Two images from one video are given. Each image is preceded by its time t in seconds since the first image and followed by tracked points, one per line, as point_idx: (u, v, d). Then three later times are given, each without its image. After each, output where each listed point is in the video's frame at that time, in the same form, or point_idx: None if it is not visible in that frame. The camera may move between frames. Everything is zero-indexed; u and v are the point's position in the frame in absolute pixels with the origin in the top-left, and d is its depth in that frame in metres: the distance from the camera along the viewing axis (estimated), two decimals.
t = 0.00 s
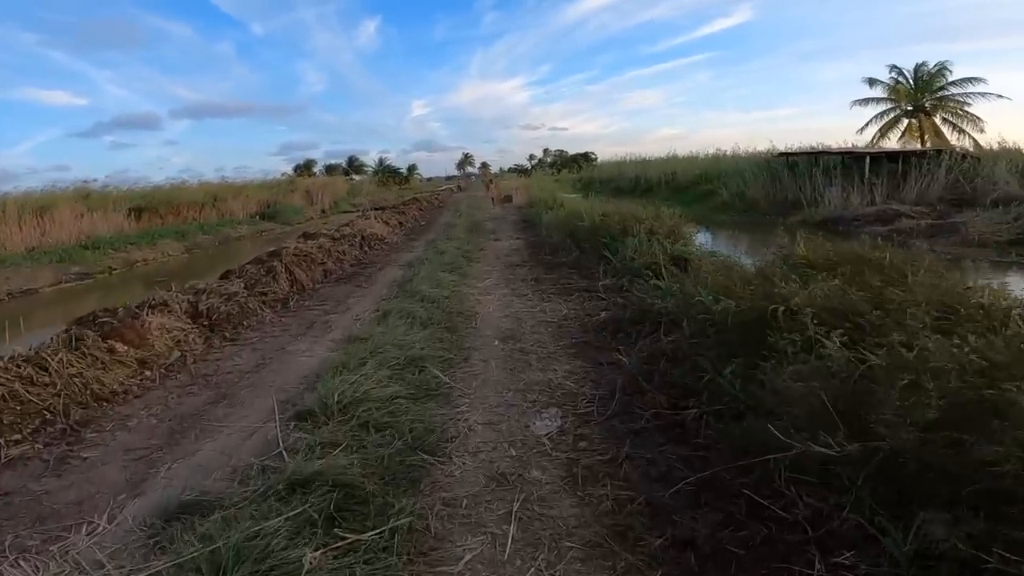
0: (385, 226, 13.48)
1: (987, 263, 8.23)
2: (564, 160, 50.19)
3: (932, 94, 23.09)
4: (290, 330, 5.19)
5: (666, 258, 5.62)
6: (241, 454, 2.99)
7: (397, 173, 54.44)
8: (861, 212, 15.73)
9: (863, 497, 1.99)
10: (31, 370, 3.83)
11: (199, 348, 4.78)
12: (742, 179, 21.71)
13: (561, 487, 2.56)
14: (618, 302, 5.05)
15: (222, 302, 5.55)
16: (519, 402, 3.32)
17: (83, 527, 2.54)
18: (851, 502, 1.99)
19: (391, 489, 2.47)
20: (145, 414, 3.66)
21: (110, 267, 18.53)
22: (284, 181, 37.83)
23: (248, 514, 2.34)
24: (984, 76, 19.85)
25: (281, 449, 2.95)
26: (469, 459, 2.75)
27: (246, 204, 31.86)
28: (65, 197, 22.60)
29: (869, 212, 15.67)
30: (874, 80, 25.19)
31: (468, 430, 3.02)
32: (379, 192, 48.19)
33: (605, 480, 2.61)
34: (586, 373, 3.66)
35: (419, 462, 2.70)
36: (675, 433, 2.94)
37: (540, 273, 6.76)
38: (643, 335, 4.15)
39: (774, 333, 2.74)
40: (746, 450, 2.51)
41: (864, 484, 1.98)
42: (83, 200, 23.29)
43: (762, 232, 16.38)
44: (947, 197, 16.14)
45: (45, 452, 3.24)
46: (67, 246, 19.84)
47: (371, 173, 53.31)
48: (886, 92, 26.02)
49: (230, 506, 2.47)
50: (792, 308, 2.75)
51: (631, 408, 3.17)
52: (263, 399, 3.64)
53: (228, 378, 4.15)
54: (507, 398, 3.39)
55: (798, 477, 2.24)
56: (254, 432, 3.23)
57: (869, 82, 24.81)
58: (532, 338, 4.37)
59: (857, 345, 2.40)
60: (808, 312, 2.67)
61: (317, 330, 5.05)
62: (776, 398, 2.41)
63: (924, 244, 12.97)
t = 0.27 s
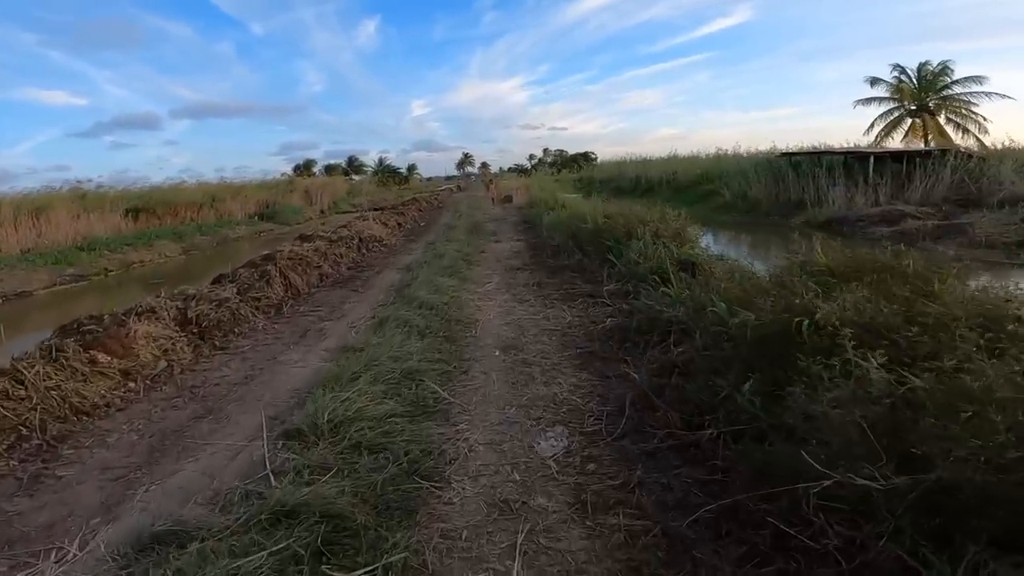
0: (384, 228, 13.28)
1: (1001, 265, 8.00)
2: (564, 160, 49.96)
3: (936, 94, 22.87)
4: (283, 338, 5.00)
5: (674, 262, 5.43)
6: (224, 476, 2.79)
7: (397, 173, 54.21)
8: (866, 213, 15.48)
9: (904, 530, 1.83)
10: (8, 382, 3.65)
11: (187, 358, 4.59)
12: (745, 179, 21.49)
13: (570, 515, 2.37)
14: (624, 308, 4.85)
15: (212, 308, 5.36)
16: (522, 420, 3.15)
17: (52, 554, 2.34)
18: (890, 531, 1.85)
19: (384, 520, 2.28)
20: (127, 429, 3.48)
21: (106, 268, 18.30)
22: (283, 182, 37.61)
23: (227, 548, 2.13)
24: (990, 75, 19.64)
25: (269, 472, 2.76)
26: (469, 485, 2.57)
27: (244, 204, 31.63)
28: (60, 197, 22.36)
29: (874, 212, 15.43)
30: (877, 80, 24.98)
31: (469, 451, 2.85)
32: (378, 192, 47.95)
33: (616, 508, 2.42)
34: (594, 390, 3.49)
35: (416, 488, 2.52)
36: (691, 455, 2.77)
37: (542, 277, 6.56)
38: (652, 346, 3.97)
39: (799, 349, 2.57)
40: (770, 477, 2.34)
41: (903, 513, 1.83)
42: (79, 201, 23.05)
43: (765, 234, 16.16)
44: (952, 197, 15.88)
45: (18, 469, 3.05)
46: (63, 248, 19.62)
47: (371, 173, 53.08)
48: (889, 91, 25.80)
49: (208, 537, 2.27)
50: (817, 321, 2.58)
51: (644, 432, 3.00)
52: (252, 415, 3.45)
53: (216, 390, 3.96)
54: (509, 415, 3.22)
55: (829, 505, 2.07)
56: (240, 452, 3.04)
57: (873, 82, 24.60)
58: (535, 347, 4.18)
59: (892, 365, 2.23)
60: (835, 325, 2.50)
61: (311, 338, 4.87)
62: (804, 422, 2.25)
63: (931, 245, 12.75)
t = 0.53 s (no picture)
0: (382, 228, 13.06)
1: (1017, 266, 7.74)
2: (565, 160, 49.71)
3: (941, 93, 22.62)
4: (270, 343, 4.81)
5: (679, 264, 5.21)
6: (192, 495, 2.64)
7: (397, 173, 53.97)
8: (870, 213, 15.25)
9: (955, 560, 1.63)
10: None
11: (166, 365, 4.40)
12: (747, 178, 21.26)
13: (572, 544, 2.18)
14: (627, 312, 4.64)
15: (197, 312, 5.14)
16: (518, 437, 2.97)
17: None
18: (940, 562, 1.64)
19: (364, 553, 2.10)
20: (97, 442, 3.33)
21: (101, 269, 18.11)
22: (282, 182, 37.40)
23: None
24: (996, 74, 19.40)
25: (245, 493, 2.58)
26: (459, 510, 2.41)
27: (242, 204, 31.41)
28: (56, 198, 22.13)
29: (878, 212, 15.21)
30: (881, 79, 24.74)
31: (460, 472, 2.69)
32: (378, 192, 47.72)
33: (623, 538, 2.22)
34: (598, 404, 3.30)
35: (402, 515, 2.36)
36: (704, 475, 2.60)
37: (542, 279, 6.35)
38: (658, 354, 3.77)
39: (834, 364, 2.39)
40: (795, 501, 2.16)
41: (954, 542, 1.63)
42: (75, 201, 22.87)
43: (768, 235, 15.93)
44: (958, 197, 15.59)
45: None
46: (58, 248, 19.42)
47: (371, 173, 52.85)
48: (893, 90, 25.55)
49: (167, 567, 2.09)
50: (859, 335, 2.40)
51: (653, 452, 2.84)
52: (228, 428, 3.30)
53: (195, 401, 3.75)
54: (505, 430, 3.05)
55: (863, 538, 1.88)
56: (212, 469, 2.88)
57: (876, 81, 24.39)
58: (534, 354, 3.98)
59: (940, 384, 2.04)
60: (881, 338, 2.31)
61: (300, 343, 4.66)
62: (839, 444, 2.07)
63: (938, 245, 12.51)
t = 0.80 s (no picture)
0: (380, 231, 12.83)
1: None
2: (566, 161, 49.48)
3: (946, 94, 22.37)
4: (255, 353, 4.57)
5: (685, 271, 4.97)
6: (151, 525, 2.46)
7: (397, 174, 53.72)
8: (876, 217, 15.01)
9: None
10: None
11: (143, 378, 4.16)
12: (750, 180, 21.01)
13: None
14: (631, 322, 4.40)
15: (179, 320, 4.88)
16: (516, 468, 2.73)
17: None
18: None
19: None
20: (60, 462, 3.10)
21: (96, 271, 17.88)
22: (281, 183, 37.18)
23: None
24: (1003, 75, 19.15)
25: (214, 533, 2.34)
26: (449, 553, 2.17)
27: (241, 205, 31.18)
28: (51, 199, 21.87)
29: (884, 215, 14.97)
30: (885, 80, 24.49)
31: (450, 506, 2.45)
32: (378, 193, 47.49)
33: None
34: (603, 428, 3.06)
35: (383, 560, 2.11)
36: (722, 512, 2.34)
37: (542, 285, 6.11)
38: (667, 371, 3.52)
39: (873, 394, 2.15)
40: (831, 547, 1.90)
41: None
42: (71, 202, 22.64)
43: (773, 238, 15.65)
44: (965, 199, 15.29)
45: None
46: (53, 250, 19.19)
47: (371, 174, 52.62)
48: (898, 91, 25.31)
49: None
50: (902, 363, 2.15)
51: (665, 484, 2.59)
52: (200, 450, 3.09)
53: (170, 420, 3.50)
54: (500, 457, 2.82)
55: None
56: (178, 496, 2.69)
57: (881, 82, 24.14)
58: (533, 369, 3.72)
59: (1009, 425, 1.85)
60: (947, 375, 2.02)
61: (286, 355, 4.43)
62: (892, 491, 1.83)
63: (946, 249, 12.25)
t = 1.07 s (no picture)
0: (382, 232, 12.61)
1: None
2: (570, 162, 49.18)
3: (957, 95, 22.05)
4: (248, 361, 4.36)
5: (698, 277, 4.75)
6: (122, 552, 2.26)
7: (401, 174, 53.56)
8: (886, 219, 14.74)
9: None
10: None
11: (128, 388, 3.94)
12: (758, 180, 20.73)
13: None
14: (642, 331, 4.19)
15: (168, 326, 4.67)
16: (521, 495, 2.51)
17: None
18: None
19: None
20: (31, 480, 2.88)
21: (96, 271, 17.70)
22: (284, 183, 37.01)
23: None
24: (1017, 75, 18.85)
25: (189, 568, 2.11)
26: None
27: (243, 205, 31.01)
28: (52, 198, 21.70)
29: (895, 217, 14.69)
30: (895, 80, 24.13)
31: (449, 539, 2.22)
32: (382, 193, 47.29)
33: None
34: (615, 451, 2.86)
35: None
36: (750, 543, 2.12)
37: (548, 290, 5.89)
38: (683, 387, 3.32)
39: (928, 421, 1.95)
40: None
41: None
42: (73, 202, 22.48)
43: (782, 240, 15.38)
44: (978, 201, 14.99)
45: None
46: (53, 249, 19.02)
47: (375, 174, 52.46)
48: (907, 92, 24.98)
49: None
50: (964, 389, 1.95)
51: (685, 514, 2.36)
52: (180, 469, 2.88)
53: (152, 434, 3.29)
54: (505, 484, 2.59)
55: None
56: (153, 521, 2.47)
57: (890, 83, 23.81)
58: (539, 384, 3.51)
59: None
60: None
61: (279, 363, 4.22)
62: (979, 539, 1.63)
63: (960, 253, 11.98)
